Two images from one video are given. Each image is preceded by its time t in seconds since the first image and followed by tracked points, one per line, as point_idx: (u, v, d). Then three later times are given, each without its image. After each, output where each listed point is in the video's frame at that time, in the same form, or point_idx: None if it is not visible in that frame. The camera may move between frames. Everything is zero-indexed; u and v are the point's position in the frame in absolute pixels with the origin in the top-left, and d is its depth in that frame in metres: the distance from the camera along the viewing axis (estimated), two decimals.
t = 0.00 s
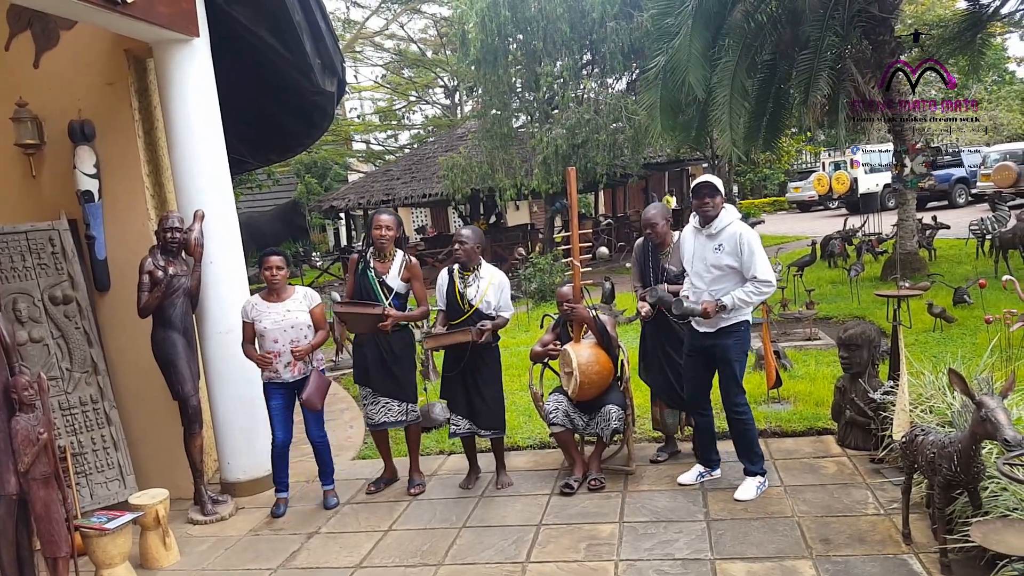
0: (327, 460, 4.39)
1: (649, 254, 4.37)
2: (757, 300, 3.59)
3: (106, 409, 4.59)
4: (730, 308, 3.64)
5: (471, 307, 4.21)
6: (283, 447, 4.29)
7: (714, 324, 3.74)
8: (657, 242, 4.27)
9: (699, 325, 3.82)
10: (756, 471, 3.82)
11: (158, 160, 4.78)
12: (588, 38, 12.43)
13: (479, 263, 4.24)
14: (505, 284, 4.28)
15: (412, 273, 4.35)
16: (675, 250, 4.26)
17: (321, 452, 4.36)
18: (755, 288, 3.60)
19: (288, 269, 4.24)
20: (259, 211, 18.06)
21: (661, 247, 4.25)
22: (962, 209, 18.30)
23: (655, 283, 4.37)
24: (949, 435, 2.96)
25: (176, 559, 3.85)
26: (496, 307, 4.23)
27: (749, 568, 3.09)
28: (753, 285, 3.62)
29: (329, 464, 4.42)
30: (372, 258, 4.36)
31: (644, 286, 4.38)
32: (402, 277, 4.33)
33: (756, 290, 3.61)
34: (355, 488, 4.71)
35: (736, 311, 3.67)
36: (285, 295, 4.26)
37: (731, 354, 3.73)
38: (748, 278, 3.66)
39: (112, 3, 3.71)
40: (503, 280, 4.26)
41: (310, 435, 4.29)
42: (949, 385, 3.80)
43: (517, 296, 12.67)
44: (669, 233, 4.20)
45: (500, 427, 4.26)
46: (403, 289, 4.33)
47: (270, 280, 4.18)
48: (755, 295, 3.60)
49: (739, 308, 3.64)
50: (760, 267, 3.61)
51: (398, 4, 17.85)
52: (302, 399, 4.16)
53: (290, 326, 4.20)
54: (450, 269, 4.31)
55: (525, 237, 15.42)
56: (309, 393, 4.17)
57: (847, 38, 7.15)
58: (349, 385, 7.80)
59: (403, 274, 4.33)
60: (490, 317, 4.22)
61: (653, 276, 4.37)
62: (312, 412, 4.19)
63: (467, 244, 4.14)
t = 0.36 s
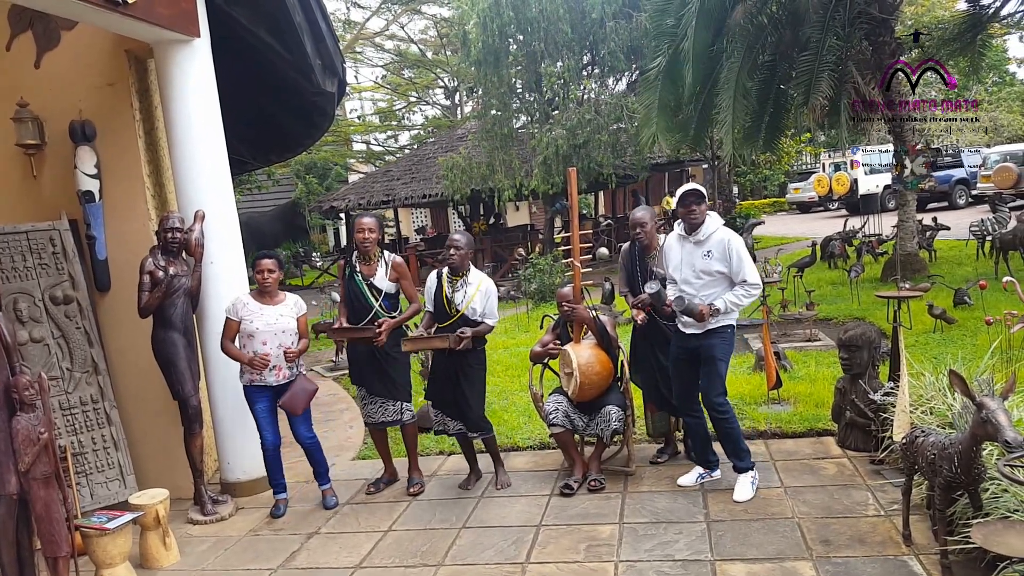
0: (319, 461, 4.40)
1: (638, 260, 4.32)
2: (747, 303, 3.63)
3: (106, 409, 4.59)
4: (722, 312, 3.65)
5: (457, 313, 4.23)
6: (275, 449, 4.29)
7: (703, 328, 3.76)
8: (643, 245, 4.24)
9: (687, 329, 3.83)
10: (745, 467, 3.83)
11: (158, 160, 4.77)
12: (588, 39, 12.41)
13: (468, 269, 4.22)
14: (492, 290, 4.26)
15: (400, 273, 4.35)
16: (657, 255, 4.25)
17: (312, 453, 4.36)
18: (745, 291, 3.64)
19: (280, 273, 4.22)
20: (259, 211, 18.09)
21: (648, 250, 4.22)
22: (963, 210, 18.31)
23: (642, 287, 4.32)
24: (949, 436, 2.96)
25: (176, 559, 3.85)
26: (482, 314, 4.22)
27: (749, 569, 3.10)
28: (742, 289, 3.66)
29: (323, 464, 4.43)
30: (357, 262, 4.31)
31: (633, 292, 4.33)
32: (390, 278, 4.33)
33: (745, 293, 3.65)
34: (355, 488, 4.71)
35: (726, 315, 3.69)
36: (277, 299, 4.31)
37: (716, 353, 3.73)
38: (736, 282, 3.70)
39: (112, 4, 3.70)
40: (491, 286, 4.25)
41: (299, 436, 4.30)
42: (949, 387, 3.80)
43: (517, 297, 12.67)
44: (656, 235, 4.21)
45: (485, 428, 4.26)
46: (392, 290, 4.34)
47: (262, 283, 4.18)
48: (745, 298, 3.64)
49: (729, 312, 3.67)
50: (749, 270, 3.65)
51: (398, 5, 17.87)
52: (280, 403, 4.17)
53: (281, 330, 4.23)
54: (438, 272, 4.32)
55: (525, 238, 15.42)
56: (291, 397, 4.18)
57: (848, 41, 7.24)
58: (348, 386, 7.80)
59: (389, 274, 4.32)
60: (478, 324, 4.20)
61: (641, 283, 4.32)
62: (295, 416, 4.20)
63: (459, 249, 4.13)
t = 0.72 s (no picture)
0: (312, 465, 4.40)
1: (638, 264, 4.33)
2: (749, 303, 3.64)
3: (107, 413, 4.59)
4: (725, 314, 3.65)
5: (460, 317, 4.23)
6: (275, 455, 4.28)
7: (707, 332, 3.75)
8: (644, 251, 4.26)
9: (692, 335, 3.82)
10: (741, 474, 3.82)
11: (160, 165, 4.77)
12: (589, 43, 12.43)
13: (464, 272, 4.23)
14: (490, 290, 4.31)
15: (396, 275, 4.36)
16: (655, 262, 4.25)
17: (308, 457, 4.37)
18: (747, 291, 3.65)
19: (279, 279, 4.23)
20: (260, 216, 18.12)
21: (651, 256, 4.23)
22: (963, 213, 18.32)
23: (645, 292, 4.32)
24: (950, 440, 2.96)
25: (177, 563, 3.84)
26: (484, 315, 4.25)
27: (750, 573, 3.09)
28: (742, 289, 3.67)
29: (313, 469, 4.41)
30: (350, 271, 4.31)
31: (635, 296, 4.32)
32: (386, 281, 4.34)
33: (746, 292, 3.65)
34: (356, 492, 4.70)
35: (729, 317, 3.69)
36: (276, 305, 4.30)
37: (721, 357, 3.74)
38: (736, 283, 3.71)
39: (115, 10, 3.72)
40: (490, 288, 4.28)
41: (297, 440, 4.32)
42: (951, 390, 3.78)
43: (517, 301, 12.67)
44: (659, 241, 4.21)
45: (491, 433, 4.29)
46: (391, 292, 4.35)
47: (261, 289, 4.16)
48: (747, 298, 3.64)
49: (733, 313, 3.66)
50: (748, 270, 3.66)
51: (399, 10, 17.93)
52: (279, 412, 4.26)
53: (282, 336, 4.23)
54: (433, 282, 4.31)
55: (526, 242, 15.44)
56: (288, 407, 4.25)
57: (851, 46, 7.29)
58: (349, 390, 7.80)
59: (386, 277, 4.33)
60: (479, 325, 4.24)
61: (643, 286, 4.32)
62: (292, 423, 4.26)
63: (459, 253, 4.13)
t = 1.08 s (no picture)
0: (326, 467, 4.39)
1: (650, 268, 4.37)
2: (760, 304, 3.59)
3: (108, 416, 4.60)
4: (734, 314, 3.61)
5: (476, 317, 4.23)
6: (283, 457, 4.30)
7: (720, 335, 3.74)
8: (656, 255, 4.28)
9: (705, 338, 3.81)
10: (761, 485, 3.78)
11: (162, 168, 4.78)
12: (590, 47, 12.46)
13: (472, 274, 4.26)
14: (499, 287, 4.35)
15: (408, 276, 4.39)
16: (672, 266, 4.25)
17: (320, 458, 4.36)
18: (758, 291, 3.60)
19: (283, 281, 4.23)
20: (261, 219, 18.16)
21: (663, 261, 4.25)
22: (964, 219, 18.31)
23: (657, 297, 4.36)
24: (951, 446, 2.96)
25: (177, 566, 3.84)
26: (499, 310, 4.28)
27: None
28: (754, 289, 3.62)
29: (329, 471, 4.42)
30: (362, 271, 4.33)
31: (646, 299, 4.38)
32: (399, 282, 4.37)
33: (758, 293, 3.60)
34: (357, 496, 4.70)
35: (740, 317, 3.65)
36: (278, 304, 4.27)
37: (734, 366, 3.72)
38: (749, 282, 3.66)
39: (116, 13, 3.73)
40: (497, 283, 4.32)
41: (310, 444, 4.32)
42: (951, 396, 3.79)
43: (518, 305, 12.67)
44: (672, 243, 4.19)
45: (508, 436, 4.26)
46: (403, 294, 4.37)
47: (264, 291, 4.18)
48: (758, 299, 3.60)
49: (743, 313, 3.62)
50: (760, 269, 3.61)
51: (400, 15, 17.97)
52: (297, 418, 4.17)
53: (287, 335, 4.21)
54: (443, 287, 4.28)
55: (527, 246, 15.45)
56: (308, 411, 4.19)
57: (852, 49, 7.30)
58: (350, 393, 7.81)
59: (399, 278, 4.36)
60: (496, 323, 4.27)
61: (655, 289, 4.37)
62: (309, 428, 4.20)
63: (467, 255, 4.14)
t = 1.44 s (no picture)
0: (334, 467, 4.39)
1: (661, 262, 4.39)
2: (773, 303, 3.54)
3: (111, 417, 4.61)
4: (745, 314, 3.56)
5: (488, 314, 4.22)
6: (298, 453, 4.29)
7: (730, 335, 3.71)
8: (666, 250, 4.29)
9: (715, 336, 3.79)
10: (764, 485, 3.77)
11: (164, 170, 4.79)
12: (591, 48, 12.46)
13: (488, 270, 4.25)
14: (514, 286, 4.32)
15: (418, 279, 4.39)
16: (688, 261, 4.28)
17: (330, 458, 4.37)
18: (771, 289, 3.55)
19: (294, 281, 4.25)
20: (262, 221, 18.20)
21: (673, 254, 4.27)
22: (966, 218, 18.27)
23: (666, 292, 4.37)
24: (954, 445, 2.95)
25: (180, 567, 3.84)
26: (510, 310, 4.25)
27: None
28: (767, 288, 3.58)
29: (335, 471, 4.42)
30: (375, 268, 4.34)
31: (655, 294, 4.39)
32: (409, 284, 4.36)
33: (771, 292, 3.56)
34: (360, 497, 4.70)
35: (752, 317, 3.62)
36: (290, 304, 4.26)
37: (745, 366, 3.69)
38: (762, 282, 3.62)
39: (118, 15, 3.74)
40: (512, 283, 4.29)
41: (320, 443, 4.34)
42: (954, 395, 3.80)
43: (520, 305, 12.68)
44: (680, 240, 4.21)
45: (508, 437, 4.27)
46: (411, 296, 4.35)
47: (275, 291, 4.19)
48: (771, 298, 3.55)
49: (756, 312, 3.58)
50: (773, 268, 3.57)
51: (402, 16, 17.98)
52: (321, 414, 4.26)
53: (297, 335, 4.22)
54: (458, 280, 4.31)
55: (528, 246, 15.44)
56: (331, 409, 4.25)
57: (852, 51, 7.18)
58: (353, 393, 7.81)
59: (409, 280, 4.35)
60: (506, 323, 4.24)
61: (664, 286, 4.38)
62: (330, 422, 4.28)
63: (482, 250, 4.15)
